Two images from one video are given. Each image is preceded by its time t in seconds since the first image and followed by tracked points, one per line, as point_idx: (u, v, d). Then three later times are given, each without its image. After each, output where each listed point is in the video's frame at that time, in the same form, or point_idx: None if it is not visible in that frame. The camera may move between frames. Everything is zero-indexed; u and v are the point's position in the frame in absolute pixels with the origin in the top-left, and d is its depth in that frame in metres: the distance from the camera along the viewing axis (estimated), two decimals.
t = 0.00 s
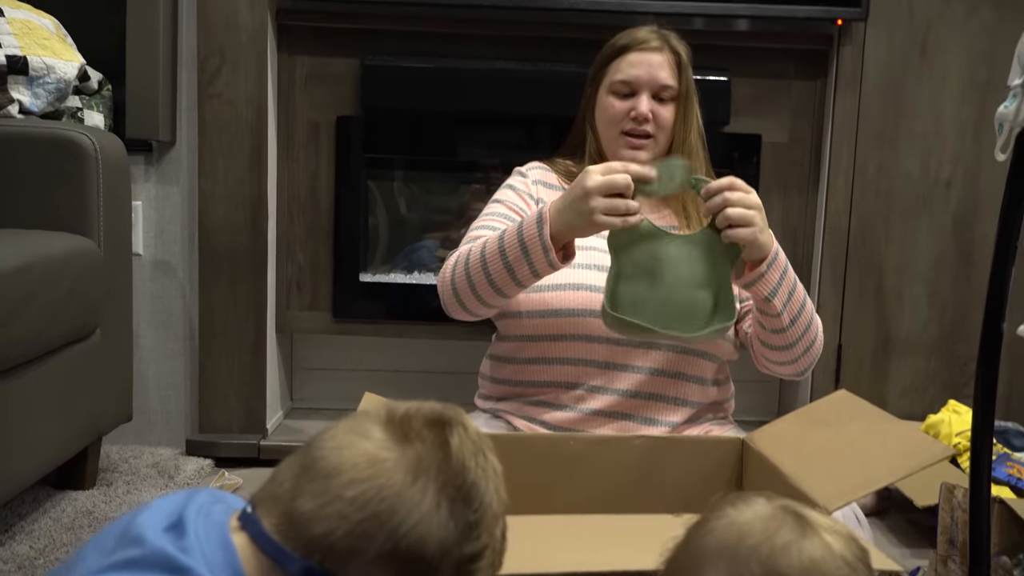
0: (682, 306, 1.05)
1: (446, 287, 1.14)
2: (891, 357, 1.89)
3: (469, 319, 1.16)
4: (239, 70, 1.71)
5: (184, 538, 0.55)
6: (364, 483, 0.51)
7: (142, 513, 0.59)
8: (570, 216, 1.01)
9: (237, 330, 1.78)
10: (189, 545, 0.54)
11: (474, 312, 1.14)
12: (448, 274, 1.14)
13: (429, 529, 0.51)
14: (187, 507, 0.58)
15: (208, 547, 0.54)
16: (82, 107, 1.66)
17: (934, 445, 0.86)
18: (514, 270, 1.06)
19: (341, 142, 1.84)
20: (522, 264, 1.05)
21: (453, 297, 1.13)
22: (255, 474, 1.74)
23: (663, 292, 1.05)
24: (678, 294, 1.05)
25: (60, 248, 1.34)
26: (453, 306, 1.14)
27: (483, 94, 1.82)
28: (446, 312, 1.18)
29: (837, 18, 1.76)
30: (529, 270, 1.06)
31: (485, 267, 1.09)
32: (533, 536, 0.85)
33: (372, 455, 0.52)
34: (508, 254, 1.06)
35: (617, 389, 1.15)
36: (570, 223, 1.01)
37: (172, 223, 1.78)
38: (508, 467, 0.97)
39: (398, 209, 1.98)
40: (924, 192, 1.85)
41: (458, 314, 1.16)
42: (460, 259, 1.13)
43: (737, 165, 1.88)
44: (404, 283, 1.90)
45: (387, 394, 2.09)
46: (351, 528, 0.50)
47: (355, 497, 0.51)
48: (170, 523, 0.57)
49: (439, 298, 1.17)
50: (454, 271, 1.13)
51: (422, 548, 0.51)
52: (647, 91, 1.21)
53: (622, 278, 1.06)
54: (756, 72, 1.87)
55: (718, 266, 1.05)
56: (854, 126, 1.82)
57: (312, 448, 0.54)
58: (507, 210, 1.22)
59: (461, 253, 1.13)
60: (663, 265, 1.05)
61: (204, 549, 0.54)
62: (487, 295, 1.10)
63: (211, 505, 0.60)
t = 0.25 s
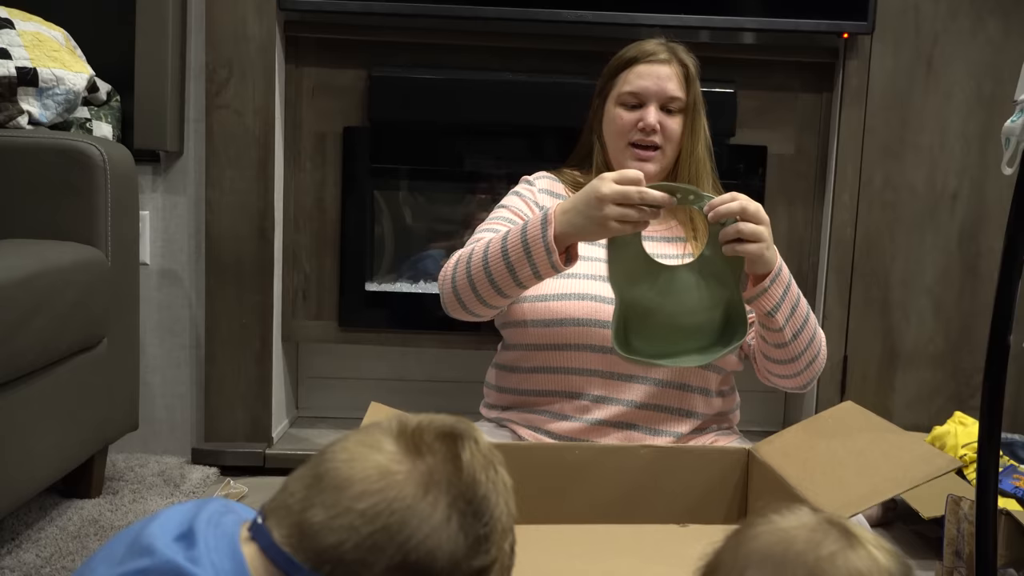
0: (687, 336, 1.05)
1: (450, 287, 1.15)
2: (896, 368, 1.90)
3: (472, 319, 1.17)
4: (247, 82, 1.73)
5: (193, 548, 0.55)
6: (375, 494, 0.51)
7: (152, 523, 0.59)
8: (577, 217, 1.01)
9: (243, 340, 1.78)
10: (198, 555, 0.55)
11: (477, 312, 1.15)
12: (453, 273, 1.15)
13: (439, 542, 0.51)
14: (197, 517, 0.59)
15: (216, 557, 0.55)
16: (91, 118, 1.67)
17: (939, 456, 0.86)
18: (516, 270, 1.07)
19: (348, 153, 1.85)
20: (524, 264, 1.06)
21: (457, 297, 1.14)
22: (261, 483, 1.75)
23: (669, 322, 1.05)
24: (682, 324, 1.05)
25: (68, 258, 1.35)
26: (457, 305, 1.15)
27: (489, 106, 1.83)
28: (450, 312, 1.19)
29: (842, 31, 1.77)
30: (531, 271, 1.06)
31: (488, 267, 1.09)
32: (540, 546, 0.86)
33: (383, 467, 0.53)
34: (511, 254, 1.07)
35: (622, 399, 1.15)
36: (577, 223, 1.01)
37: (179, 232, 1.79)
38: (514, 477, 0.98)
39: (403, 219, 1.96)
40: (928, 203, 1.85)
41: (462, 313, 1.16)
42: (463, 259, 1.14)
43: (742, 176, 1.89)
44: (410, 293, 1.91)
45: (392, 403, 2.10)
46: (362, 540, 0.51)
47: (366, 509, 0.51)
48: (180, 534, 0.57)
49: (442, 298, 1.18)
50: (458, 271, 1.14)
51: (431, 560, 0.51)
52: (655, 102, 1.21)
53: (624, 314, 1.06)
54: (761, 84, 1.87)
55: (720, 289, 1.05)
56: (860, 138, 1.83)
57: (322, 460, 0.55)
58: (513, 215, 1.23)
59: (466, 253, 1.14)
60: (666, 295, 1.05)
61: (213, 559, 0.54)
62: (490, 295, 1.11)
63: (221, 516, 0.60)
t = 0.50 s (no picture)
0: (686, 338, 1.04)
1: (452, 274, 1.14)
2: (898, 368, 1.89)
3: (471, 308, 1.17)
4: (249, 82, 1.73)
5: (195, 549, 0.56)
6: (377, 496, 0.52)
7: (154, 523, 0.59)
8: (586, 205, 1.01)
9: (245, 339, 1.79)
10: (200, 557, 0.55)
11: (479, 301, 1.14)
12: (456, 261, 1.15)
13: (440, 544, 0.52)
14: (200, 518, 0.59)
15: (219, 558, 0.55)
16: (92, 118, 1.67)
17: (940, 456, 0.86)
18: (522, 257, 1.06)
19: (350, 153, 1.86)
20: (531, 249, 1.05)
21: (459, 284, 1.14)
22: (263, 482, 1.75)
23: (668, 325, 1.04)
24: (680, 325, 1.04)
25: (71, 259, 1.35)
26: (457, 294, 1.15)
27: (492, 107, 1.83)
28: (448, 302, 1.18)
29: (845, 31, 1.77)
30: (537, 257, 1.05)
31: (493, 253, 1.09)
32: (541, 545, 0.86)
33: (384, 469, 0.53)
34: (518, 239, 1.06)
35: (622, 398, 1.15)
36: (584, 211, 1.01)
37: (180, 232, 1.79)
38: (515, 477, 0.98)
39: (406, 218, 1.98)
40: (931, 202, 1.85)
41: (461, 302, 1.16)
42: (467, 247, 1.14)
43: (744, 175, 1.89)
44: (411, 292, 1.91)
45: (394, 402, 2.10)
46: (363, 542, 0.51)
47: (368, 511, 0.51)
48: (182, 535, 0.57)
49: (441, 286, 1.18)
50: (461, 258, 1.14)
51: (433, 562, 0.51)
52: (658, 101, 1.21)
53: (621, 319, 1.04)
54: (763, 84, 1.87)
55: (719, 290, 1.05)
56: (862, 138, 1.83)
57: (324, 461, 0.55)
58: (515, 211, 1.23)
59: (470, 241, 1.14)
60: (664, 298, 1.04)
61: (216, 560, 0.55)
62: (493, 282, 1.10)
63: (223, 517, 0.60)
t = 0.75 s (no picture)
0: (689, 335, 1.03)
1: (456, 258, 1.14)
2: (897, 365, 1.90)
3: (473, 294, 1.16)
4: (249, 80, 1.73)
5: (200, 548, 0.56)
6: (380, 492, 0.52)
7: (159, 522, 0.59)
8: (595, 188, 1.00)
9: (245, 337, 1.79)
10: (206, 555, 0.55)
11: (482, 286, 1.14)
12: (460, 244, 1.15)
13: (443, 540, 0.52)
14: (204, 516, 0.59)
15: (224, 556, 0.55)
16: (92, 115, 1.67)
17: (940, 455, 0.87)
18: (527, 241, 1.06)
19: (349, 151, 1.86)
20: (537, 232, 1.05)
21: (462, 268, 1.13)
22: (264, 479, 1.75)
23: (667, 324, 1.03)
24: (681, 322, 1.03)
25: (71, 256, 1.35)
26: (460, 278, 1.14)
27: (491, 104, 1.83)
28: (449, 286, 1.18)
29: (845, 29, 1.77)
30: (543, 241, 1.05)
31: (498, 238, 1.09)
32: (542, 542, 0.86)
33: (388, 466, 0.53)
34: (524, 222, 1.06)
35: (622, 396, 1.15)
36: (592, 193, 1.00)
37: (181, 230, 1.80)
38: (516, 474, 0.98)
39: (406, 216, 1.97)
40: (931, 200, 1.85)
41: (463, 287, 1.16)
42: (473, 231, 1.14)
43: (744, 172, 1.89)
44: (411, 290, 1.91)
45: (394, 400, 2.10)
46: (366, 537, 0.51)
47: (371, 506, 0.51)
48: (186, 533, 0.58)
49: (442, 271, 1.18)
50: (465, 242, 1.13)
51: (436, 558, 0.51)
52: (658, 101, 1.21)
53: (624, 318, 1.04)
54: (764, 81, 1.87)
55: (722, 284, 1.05)
56: (862, 136, 1.83)
57: (328, 459, 0.55)
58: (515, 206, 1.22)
59: (475, 226, 1.14)
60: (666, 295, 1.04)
61: (221, 558, 0.55)
62: (498, 266, 1.10)
63: (227, 515, 0.60)
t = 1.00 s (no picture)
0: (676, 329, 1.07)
1: (457, 258, 1.14)
2: (897, 367, 1.90)
3: (472, 297, 1.16)
4: (250, 80, 1.73)
5: (204, 548, 0.56)
6: (383, 491, 0.52)
7: (162, 522, 0.59)
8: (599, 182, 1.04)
9: (246, 337, 1.79)
10: (209, 555, 0.55)
11: (482, 288, 1.13)
12: (462, 246, 1.14)
13: (445, 540, 0.52)
14: (207, 516, 0.59)
15: (228, 556, 0.55)
16: (94, 115, 1.68)
17: (939, 457, 0.87)
18: (533, 240, 1.06)
19: (350, 151, 1.86)
20: (543, 232, 1.06)
21: (463, 269, 1.13)
22: (264, 479, 1.76)
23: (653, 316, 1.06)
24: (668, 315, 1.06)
25: (72, 256, 1.35)
26: (460, 279, 1.14)
27: (492, 105, 1.83)
28: (447, 287, 1.17)
29: (846, 30, 1.77)
30: (549, 242, 1.05)
31: (502, 239, 1.09)
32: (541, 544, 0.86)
33: (391, 466, 0.53)
34: (530, 224, 1.07)
35: (622, 399, 1.15)
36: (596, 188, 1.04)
37: (182, 230, 1.80)
38: (517, 475, 0.98)
39: (406, 216, 1.98)
40: (931, 202, 1.85)
41: (463, 289, 1.15)
42: (472, 235, 1.14)
43: (745, 173, 1.89)
44: (412, 290, 1.91)
45: (394, 400, 2.11)
46: (369, 536, 0.51)
47: (374, 505, 0.52)
48: (190, 533, 0.58)
49: (441, 272, 1.17)
50: (467, 243, 1.13)
51: (438, 558, 0.51)
52: (660, 107, 1.22)
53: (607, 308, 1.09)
54: (764, 83, 1.87)
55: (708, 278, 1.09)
56: (862, 138, 1.83)
57: (332, 460, 0.55)
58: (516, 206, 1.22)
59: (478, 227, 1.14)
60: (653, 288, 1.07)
61: (224, 558, 0.55)
62: (500, 268, 1.10)
63: (230, 515, 0.60)
